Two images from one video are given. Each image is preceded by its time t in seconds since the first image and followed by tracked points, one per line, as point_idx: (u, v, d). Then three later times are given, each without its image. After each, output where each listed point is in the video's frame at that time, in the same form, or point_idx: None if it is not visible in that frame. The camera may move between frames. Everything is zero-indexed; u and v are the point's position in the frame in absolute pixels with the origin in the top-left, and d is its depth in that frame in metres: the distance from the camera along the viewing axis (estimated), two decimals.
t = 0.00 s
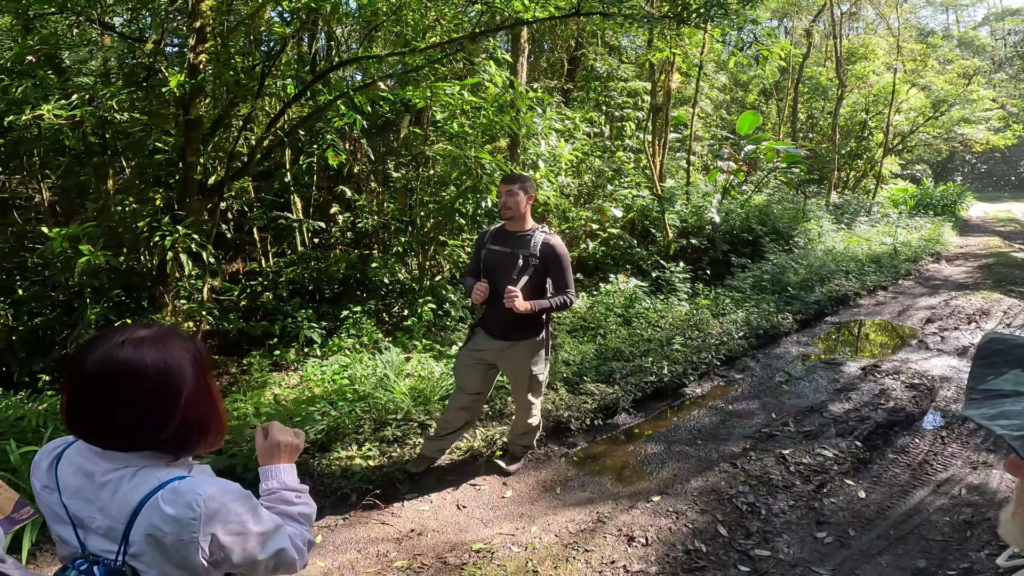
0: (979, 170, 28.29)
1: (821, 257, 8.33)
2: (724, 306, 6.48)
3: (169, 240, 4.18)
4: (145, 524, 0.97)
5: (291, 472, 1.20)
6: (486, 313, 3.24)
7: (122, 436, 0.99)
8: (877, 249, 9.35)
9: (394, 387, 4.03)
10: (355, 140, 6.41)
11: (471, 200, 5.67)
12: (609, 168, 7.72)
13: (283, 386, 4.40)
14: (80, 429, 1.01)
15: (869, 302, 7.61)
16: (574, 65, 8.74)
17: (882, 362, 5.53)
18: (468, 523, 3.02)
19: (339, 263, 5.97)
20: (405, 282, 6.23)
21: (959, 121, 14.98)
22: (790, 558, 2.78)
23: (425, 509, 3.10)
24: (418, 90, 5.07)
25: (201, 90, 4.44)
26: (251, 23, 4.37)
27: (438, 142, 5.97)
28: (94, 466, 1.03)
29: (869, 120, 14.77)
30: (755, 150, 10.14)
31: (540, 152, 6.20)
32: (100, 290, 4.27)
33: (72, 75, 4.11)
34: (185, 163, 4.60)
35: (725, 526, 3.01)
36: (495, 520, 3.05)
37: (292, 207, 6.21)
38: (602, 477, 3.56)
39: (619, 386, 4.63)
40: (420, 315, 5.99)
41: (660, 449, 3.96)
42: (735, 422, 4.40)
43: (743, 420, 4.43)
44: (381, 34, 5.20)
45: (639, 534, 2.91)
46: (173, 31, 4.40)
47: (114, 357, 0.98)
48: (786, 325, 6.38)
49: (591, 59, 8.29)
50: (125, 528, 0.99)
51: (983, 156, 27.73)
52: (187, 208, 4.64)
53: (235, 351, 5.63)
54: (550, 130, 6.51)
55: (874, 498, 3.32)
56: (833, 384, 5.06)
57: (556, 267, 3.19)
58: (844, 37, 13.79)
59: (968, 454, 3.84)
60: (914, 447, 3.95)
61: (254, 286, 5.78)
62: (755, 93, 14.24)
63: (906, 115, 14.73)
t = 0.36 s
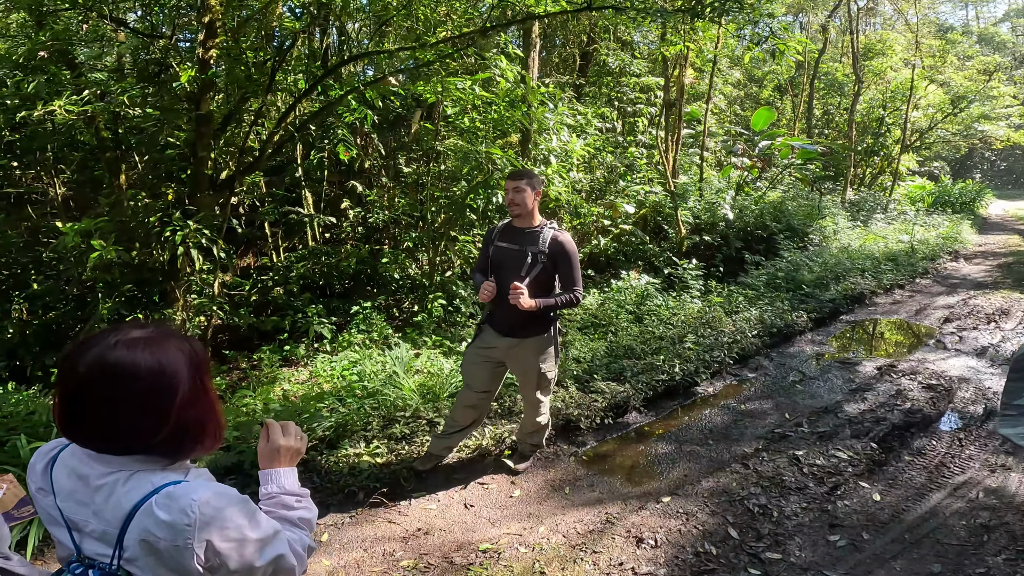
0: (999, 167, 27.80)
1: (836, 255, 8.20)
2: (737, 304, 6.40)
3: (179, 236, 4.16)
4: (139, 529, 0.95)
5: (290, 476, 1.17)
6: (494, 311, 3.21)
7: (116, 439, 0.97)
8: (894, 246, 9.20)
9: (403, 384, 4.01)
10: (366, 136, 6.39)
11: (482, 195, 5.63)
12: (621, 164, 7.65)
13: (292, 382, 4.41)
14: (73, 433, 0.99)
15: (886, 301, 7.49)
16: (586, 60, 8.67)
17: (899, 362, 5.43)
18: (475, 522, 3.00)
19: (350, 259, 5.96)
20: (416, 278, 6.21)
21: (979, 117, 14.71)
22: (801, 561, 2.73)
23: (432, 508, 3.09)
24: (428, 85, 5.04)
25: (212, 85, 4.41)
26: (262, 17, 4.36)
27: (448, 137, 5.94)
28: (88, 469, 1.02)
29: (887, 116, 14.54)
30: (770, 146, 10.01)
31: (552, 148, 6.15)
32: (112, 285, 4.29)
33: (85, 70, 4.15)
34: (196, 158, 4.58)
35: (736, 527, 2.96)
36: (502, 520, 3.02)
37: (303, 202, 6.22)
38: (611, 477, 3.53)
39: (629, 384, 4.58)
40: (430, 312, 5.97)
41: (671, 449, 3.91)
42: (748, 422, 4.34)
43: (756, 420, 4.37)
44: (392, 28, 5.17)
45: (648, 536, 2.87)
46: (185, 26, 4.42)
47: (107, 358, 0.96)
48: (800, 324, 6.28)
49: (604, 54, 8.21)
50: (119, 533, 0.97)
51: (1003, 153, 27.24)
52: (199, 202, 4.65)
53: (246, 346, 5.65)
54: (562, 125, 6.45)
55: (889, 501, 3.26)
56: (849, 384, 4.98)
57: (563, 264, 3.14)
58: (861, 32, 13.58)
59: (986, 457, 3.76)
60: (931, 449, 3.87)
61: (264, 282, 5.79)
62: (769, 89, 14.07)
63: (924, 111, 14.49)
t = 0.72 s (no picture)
0: (1006, 168, 27.61)
1: (841, 256, 8.14)
2: (740, 304, 6.36)
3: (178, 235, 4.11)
4: (116, 532, 0.94)
5: (275, 480, 1.16)
6: (495, 312, 3.18)
7: (93, 442, 0.95)
8: (899, 247, 9.13)
9: (403, 384, 4.00)
10: (368, 134, 6.38)
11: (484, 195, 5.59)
12: (625, 164, 7.61)
13: (292, 381, 4.40)
14: (49, 437, 0.98)
15: (891, 302, 7.44)
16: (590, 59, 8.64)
17: (903, 364, 5.39)
18: (472, 524, 2.98)
19: (351, 258, 5.95)
20: (417, 277, 6.20)
21: (986, 117, 14.60)
22: (801, 566, 2.70)
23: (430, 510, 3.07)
24: (430, 84, 5.01)
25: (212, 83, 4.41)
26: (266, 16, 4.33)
27: (451, 136, 5.91)
28: (65, 472, 1.00)
29: (893, 116, 14.44)
30: (774, 146, 9.96)
31: (554, 147, 6.12)
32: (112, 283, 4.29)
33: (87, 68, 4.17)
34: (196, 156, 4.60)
35: (736, 531, 2.93)
36: (499, 522, 3.00)
37: (305, 201, 6.21)
38: (611, 479, 3.50)
39: (630, 385, 4.56)
40: (431, 311, 5.96)
41: (672, 451, 3.88)
42: (749, 424, 4.31)
43: (758, 422, 4.34)
44: (394, 26, 5.14)
45: (647, 539, 2.85)
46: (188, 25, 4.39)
47: (84, 360, 0.94)
48: (804, 325, 6.24)
49: (607, 53, 8.18)
50: (96, 536, 0.95)
51: (1010, 154, 27.09)
52: (198, 201, 4.63)
53: (247, 345, 5.65)
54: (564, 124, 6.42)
55: (892, 505, 3.22)
56: (852, 386, 4.94)
57: (564, 264, 3.15)
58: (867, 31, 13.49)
59: (991, 460, 3.71)
60: (935, 452, 3.83)
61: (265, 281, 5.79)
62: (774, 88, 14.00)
63: (930, 111, 14.39)
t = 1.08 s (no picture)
0: (1011, 168, 27.47)
1: (844, 257, 8.08)
2: (742, 305, 6.32)
3: (175, 234, 4.09)
4: (84, 539, 0.91)
5: (253, 486, 1.15)
6: (494, 314, 3.13)
7: (58, 449, 0.93)
8: (903, 248, 9.06)
9: (400, 385, 3.97)
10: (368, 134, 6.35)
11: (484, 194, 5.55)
12: (626, 163, 7.57)
13: (290, 382, 4.38)
14: (13, 443, 0.95)
15: (894, 303, 7.38)
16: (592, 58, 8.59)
17: (906, 366, 5.34)
18: (467, 527, 2.95)
19: (350, 258, 5.93)
20: (417, 277, 6.17)
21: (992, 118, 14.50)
22: (800, 572, 2.67)
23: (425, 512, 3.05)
24: (430, 83, 4.98)
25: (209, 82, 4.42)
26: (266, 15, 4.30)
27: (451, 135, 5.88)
28: (34, 477, 0.98)
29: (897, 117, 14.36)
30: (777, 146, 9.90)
31: (556, 146, 6.08)
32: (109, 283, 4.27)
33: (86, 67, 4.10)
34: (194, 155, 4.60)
35: (734, 536, 2.90)
36: (495, 525, 2.98)
37: (305, 200, 6.20)
38: (608, 482, 3.47)
39: (630, 387, 4.52)
40: (431, 311, 5.94)
41: (671, 454, 3.85)
42: (749, 426, 4.27)
43: (758, 424, 4.30)
44: (393, 25, 5.11)
45: (644, 544, 2.82)
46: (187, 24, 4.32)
47: (47, 367, 0.91)
48: (806, 326, 6.20)
49: (609, 53, 8.13)
50: (66, 542, 0.93)
51: (1014, 155, 26.95)
52: (196, 201, 4.66)
53: (246, 345, 5.63)
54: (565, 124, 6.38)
55: (893, 509, 3.18)
56: (855, 389, 4.89)
57: (563, 266, 3.14)
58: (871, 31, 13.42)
59: (993, 464, 3.67)
60: (937, 455, 3.78)
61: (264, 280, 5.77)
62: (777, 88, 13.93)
63: (934, 111, 14.31)
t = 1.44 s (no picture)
0: (1015, 169, 27.33)
1: (847, 258, 8.03)
2: (744, 305, 6.28)
3: (174, 232, 4.07)
4: (63, 543, 0.89)
5: (240, 491, 1.14)
6: (490, 313, 3.11)
7: (35, 450, 0.91)
8: (907, 249, 9.00)
9: (399, 385, 3.95)
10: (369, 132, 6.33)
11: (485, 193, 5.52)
12: (629, 163, 7.53)
13: (288, 381, 4.36)
14: None
15: (897, 304, 7.33)
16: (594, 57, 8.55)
17: (910, 368, 5.30)
18: (465, 529, 2.93)
19: (350, 257, 5.90)
20: (417, 276, 6.14)
21: (996, 118, 14.41)
22: None
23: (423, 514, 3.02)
24: (431, 81, 4.94)
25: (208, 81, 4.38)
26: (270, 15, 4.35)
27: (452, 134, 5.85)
28: (11, 480, 0.95)
29: (902, 117, 14.29)
30: (781, 146, 9.85)
31: (557, 145, 6.04)
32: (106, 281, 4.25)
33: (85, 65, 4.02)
34: (194, 153, 4.58)
35: (734, 539, 2.87)
36: (493, 528, 2.95)
37: (305, 199, 6.18)
38: (608, 484, 3.44)
39: (631, 388, 4.49)
40: (431, 311, 5.92)
41: (671, 455, 3.82)
42: (751, 428, 4.23)
43: (760, 426, 4.26)
44: (394, 22, 5.08)
45: (644, 547, 2.78)
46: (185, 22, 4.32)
47: (23, 368, 0.89)
48: (809, 328, 6.15)
49: (612, 51, 8.09)
50: (44, 546, 0.91)
51: (1018, 156, 26.82)
52: (195, 199, 4.64)
53: (245, 344, 5.61)
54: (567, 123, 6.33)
55: (896, 513, 3.14)
56: (858, 391, 4.85)
57: (562, 268, 3.07)
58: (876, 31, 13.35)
59: (998, 468, 3.63)
60: (940, 458, 3.74)
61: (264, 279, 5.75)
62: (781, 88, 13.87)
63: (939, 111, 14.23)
